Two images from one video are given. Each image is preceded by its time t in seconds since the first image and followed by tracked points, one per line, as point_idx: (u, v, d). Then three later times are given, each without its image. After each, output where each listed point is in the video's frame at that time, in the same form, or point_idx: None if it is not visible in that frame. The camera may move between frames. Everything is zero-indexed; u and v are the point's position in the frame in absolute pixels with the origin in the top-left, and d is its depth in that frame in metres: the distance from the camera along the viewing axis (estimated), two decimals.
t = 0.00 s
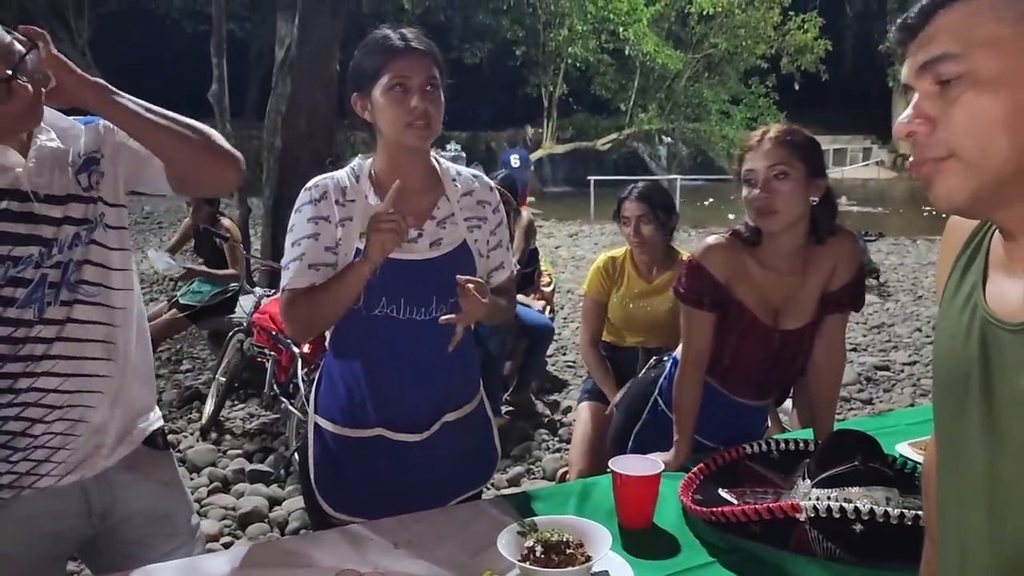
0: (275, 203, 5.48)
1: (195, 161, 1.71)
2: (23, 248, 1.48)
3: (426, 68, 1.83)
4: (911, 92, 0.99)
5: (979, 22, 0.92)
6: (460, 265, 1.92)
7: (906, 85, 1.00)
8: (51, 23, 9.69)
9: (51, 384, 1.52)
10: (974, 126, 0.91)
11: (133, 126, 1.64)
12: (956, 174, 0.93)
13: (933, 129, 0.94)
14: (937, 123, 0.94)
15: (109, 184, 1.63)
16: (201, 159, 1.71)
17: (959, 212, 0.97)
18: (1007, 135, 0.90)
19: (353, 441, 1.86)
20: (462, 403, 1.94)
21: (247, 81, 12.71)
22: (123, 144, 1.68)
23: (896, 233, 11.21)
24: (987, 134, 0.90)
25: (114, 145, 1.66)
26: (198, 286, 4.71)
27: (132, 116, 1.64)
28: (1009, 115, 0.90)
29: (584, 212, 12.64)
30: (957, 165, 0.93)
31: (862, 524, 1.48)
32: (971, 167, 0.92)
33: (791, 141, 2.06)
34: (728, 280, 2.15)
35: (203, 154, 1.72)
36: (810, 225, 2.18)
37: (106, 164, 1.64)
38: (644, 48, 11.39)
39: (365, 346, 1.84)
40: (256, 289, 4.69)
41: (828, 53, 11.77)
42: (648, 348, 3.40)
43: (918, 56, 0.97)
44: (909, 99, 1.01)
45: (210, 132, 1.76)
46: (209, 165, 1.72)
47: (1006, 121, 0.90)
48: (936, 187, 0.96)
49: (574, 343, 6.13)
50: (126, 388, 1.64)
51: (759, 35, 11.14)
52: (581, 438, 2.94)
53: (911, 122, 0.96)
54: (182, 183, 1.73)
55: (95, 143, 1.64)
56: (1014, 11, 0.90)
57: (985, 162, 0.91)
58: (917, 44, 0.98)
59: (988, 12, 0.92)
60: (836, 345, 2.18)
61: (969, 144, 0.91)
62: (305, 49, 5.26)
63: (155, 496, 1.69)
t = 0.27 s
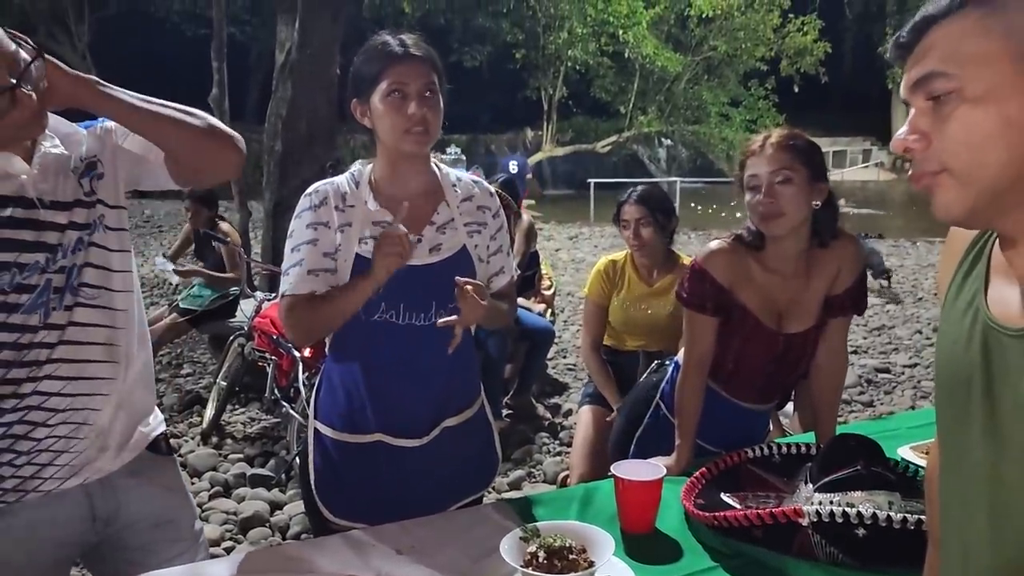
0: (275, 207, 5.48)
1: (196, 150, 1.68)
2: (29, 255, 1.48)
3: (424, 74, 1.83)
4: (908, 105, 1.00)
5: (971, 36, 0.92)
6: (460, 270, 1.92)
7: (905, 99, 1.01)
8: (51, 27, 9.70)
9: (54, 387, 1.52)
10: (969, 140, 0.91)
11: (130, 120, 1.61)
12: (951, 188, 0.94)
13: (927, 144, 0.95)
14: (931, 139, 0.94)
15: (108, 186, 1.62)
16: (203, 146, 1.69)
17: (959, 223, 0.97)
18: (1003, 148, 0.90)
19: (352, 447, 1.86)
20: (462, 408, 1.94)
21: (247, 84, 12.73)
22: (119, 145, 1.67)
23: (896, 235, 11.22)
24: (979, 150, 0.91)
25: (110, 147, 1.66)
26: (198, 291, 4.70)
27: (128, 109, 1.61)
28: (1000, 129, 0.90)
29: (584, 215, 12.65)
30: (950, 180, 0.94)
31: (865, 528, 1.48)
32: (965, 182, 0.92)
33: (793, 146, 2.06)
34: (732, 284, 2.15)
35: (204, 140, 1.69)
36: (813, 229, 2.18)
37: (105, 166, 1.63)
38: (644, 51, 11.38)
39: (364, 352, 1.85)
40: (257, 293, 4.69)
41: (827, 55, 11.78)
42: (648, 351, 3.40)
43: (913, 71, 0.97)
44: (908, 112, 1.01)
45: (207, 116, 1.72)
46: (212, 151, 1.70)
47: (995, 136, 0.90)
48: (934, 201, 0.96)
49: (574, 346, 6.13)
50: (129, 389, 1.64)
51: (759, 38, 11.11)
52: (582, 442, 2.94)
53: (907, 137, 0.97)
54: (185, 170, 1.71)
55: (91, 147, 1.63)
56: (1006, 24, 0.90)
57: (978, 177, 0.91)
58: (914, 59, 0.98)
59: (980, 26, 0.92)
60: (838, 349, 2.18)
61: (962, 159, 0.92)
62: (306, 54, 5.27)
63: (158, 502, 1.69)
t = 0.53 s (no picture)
0: (275, 209, 5.48)
1: (196, 153, 1.68)
2: (31, 256, 1.49)
3: (423, 78, 1.84)
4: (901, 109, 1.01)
5: (955, 41, 0.93)
6: (460, 271, 1.93)
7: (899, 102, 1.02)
8: (51, 29, 9.71)
9: (54, 388, 1.53)
10: (950, 144, 0.91)
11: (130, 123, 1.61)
12: (935, 192, 0.95)
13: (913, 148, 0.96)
14: (918, 140, 0.95)
15: (110, 188, 1.62)
16: (204, 149, 1.69)
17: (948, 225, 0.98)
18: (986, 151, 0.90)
19: (352, 448, 1.87)
20: (463, 409, 1.94)
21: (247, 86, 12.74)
22: (120, 148, 1.67)
23: (895, 236, 11.22)
24: (959, 155, 0.91)
25: (112, 150, 1.66)
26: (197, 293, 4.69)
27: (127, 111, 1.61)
28: (980, 134, 0.90)
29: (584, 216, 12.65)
30: (934, 184, 0.94)
31: (866, 528, 1.48)
32: (948, 186, 0.93)
33: (792, 147, 2.06)
34: (733, 285, 2.15)
35: (205, 145, 1.69)
36: (813, 229, 2.19)
37: (106, 169, 1.63)
38: (643, 53, 11.34)
39: (363, 356, 1.84)
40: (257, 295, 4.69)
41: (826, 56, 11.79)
42: (648, 352, 3.41)
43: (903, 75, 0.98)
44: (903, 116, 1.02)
45: (207, 120, 1.72)
46: (211, 155, 1.70)
47: (975, 142, 0.90)
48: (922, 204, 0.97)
49: (574, 347, 6.13)
50: (130, 391, 1.65)
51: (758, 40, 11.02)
52: (582, 443, 2.95)
53: (898, 141, 0.98)
54: (186, 173, 1.71)
55: (92, 150, 1.63)
56: (992, 28, 0.90)
57: (959, 181, 0.92)
58: (906, 63, 0.99)
59: (968, 25, 0.92)
60: (839, 349, 2.19)
61: (943, 163, 0.92)
62: (305, 56, 5.27)
63: (159, 504, 1.69)
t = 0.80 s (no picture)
0: (274, 210, 5.48)
1: (189, 143, 1.69)
2: (30, 257, 1.49)
3: (422, 79, 1.85)
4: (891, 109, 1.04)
5: (937, 46, 0.95)
6: (459, 272, 1.93)
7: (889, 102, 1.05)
8: (50, 31, 9.72)
9: (52, 387, 1.53)
10: (929, 146, 0.95)
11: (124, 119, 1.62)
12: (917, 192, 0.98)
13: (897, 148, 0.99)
14: (902, 137, 0.98)
15: (107, 186, 1.63)
16: (196, 139, 1.69)
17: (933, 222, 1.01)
18: (962, 148, 0.93)
19: (352, 449, 1.87)
20: (462, 411, 1.94)
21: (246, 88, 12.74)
22: (115, 145, 1.68)
23: (893, 237, 11.24)
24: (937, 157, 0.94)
25: (109, 148, 1.66)
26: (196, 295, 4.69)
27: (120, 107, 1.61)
28: (958, 138, 0.93)
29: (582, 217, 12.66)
30: (916, 183, 0.98)
31: (863, 527, 1.50)
32: (929, 187, 0.96)
33: (790, 148, 2.07)
34: (731, 285, 2.16)
35: (196, 134, 1.69)
36: (811, 229, 2.20)
37: (102, 168, 1.63)
38: (642, 53, 11.35)
39: (362, 359, 1.85)
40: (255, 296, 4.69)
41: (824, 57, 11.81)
42: (647, 352, 3.41)
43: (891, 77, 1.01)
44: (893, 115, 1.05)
45: (198, 110, 1.73)
46: (204, 145, 1.71)
47: (952, 145, 0.93)
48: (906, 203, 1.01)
49: (573, 348, 6.14)
50: (128, 389, 1.65)
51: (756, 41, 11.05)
52: (581, 443, 2.95)
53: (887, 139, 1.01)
54: (179, 165, 1.72)
55: (89, 150, 1.64)
56: (976, 31, 0.92)
57: (938, 182, 0.95)
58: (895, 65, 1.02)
59: (951, 30, 0.95)
60: (838, 349, 2.19)
61: (923, 164, 0.96)
62: (304, 57, 5.28)
63: (158, 504, 1.69)
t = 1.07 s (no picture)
0: (271, 210, 5.48)
1: (178, 137, 1.68)
2: (27, 256, 1.49)
3: (420, 79, 1.84)
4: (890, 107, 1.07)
5: (921, 49, 0.98)
6: (457, 272, 1.93)
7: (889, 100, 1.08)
8: (47, 31, 9.71)
9: (47, 386, 1.52)
10: (913, 147, 0.98)
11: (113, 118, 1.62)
12: (907, 190, 1.01)
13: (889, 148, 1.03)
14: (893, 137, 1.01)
15: (101, 184, 1.63)
16: (184, 133, 1.69)
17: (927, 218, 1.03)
18: (943, 145, 0.95)
19: (349, 449, 1.87)
20: (461, 411, 1.94)
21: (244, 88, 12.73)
22: (108, 143, 1.67)
23: (891, 236, 11.25)
24: (920, 159, 0.97)
25: (101, 146, 1.66)
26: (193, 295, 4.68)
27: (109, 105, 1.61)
28: (939, 139, 0.95)
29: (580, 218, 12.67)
30: (905, 183, 1.01)
31: (860, 526, 1.50)
32: (916, 186, 0.99)
33: (788, 147, 2.07)
34: (729, 284, 2.16)
35: (185, 127, 1.69)
36: (809, 229, 2.20)
37: (95, 166, 1.63)
38: (639, 53, 11.33)
39: (359, 359, 1.85)
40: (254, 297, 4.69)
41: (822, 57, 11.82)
42: (645, 352, 3.42)
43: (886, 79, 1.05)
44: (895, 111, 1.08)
45: (186, 105, 1.72)
46: (193, 139, 1.70)
47: (932, 146, 0.96)
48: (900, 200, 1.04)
49: (571, 348, 6.14)
50: (123, 389, 1.64)
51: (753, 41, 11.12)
52: (579, 442, 2.95)
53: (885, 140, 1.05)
54: (170, 160, 1.72)
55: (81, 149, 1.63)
56: (955, 31, 0.94)
57: (923, 182, 0.98)
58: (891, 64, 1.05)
59: (935, 30, 0.97)
60: (835, 348, 2.19)
61: (910, 165, 0.99)
62: (302, 57, 5.27)
63: (154, 504, 1.69)
